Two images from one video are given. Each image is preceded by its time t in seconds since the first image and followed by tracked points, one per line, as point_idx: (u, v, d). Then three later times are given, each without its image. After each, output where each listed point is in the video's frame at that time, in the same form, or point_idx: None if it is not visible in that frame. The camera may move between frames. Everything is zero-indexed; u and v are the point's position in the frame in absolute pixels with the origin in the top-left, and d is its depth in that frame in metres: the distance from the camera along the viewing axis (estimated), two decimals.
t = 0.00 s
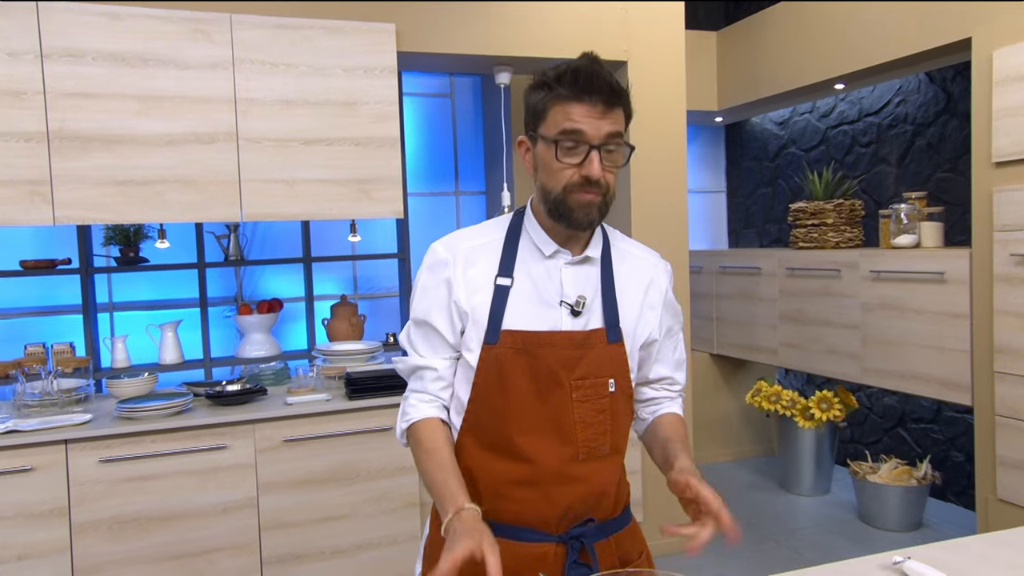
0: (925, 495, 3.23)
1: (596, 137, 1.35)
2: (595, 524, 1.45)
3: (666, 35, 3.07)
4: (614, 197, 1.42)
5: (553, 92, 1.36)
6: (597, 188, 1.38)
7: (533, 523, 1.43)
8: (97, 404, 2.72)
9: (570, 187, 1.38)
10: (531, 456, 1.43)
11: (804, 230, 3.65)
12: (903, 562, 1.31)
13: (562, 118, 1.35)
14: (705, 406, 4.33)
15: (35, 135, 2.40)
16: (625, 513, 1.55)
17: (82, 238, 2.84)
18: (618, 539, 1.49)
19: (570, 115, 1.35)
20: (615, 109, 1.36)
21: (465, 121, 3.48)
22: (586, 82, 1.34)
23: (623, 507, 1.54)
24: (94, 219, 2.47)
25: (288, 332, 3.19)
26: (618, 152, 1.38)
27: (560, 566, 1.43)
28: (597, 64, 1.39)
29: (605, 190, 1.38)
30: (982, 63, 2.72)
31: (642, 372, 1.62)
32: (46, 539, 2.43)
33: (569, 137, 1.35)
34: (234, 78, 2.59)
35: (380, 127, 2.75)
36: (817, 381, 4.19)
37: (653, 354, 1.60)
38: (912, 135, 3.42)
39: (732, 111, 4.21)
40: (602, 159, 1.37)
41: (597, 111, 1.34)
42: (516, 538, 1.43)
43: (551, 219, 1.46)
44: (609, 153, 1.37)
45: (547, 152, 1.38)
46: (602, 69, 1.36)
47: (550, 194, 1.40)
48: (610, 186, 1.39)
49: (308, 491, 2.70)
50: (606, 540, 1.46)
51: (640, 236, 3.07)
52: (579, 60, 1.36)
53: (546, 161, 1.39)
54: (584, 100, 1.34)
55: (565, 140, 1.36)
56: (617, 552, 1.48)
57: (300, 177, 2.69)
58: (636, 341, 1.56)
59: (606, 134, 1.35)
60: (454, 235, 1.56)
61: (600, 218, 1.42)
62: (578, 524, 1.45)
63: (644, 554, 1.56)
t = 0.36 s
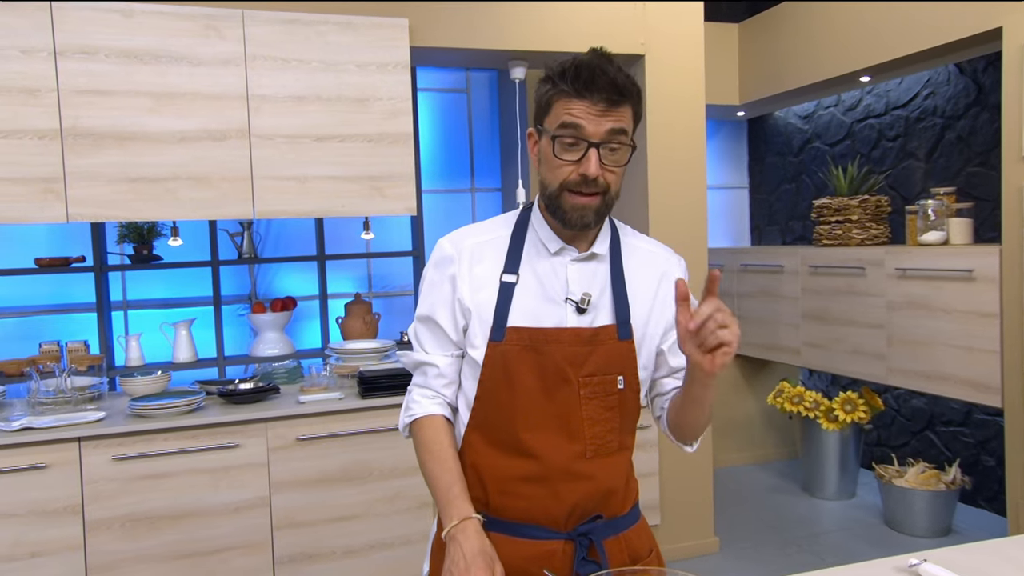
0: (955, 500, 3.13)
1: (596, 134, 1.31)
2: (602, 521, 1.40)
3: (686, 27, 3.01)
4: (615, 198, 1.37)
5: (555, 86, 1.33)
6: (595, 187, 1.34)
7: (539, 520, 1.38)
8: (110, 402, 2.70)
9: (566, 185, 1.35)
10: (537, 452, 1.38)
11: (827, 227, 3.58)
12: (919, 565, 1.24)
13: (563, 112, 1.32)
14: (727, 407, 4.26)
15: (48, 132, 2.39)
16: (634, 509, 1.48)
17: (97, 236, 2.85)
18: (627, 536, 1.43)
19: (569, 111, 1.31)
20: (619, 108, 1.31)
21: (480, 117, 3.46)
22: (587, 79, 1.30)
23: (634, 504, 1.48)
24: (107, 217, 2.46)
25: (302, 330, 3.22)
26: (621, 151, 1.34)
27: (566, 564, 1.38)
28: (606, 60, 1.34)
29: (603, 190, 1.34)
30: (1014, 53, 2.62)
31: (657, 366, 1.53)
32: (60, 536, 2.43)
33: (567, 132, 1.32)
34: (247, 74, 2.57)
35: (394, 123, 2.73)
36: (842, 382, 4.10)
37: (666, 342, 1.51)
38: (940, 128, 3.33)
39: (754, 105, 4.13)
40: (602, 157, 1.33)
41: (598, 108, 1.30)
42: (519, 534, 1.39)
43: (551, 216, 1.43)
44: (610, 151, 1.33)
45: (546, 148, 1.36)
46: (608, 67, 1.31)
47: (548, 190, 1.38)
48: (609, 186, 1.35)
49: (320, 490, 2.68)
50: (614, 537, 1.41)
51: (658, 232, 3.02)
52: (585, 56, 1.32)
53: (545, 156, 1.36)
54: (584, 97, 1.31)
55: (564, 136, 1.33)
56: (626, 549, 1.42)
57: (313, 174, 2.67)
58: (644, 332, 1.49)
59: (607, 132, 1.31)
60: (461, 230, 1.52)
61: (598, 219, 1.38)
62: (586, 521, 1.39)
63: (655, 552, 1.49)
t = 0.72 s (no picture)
0: (994, 512, 3.01)
1: (614, 149, 1.24)
2: (615, 525, 1.37)
3: (712, 23, 2.95)
4: (635, 208, 1.31)
5: (574, 97, 1.26)
6: (613, 200, 1.29)
7: (551, 524, 1.34)
8: (131, 403, 2.70)
9: (584, 197, 1.30)
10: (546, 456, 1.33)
11: (858, 229, 3.47)
12: None
13: (580, 125, 1.25)
14: (756, 414, 4.17)
15: (71, 134, 2.39)
16: (648, 514, 1.45)
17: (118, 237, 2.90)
18: (638, 541, 1.40)
19: (588, 126, 1.24)
20: (639, 121, 1.24)
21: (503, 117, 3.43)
22: (606, 93, 1.22)
23: (646, 510, 1.44)
24: (129, 218, 2.46)
25: (323, 333, 3.25)
26: (641, 164, 1.26)
27: (576, 568, 1.33)
28: (627, 68, 1.25)
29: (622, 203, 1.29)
30: None
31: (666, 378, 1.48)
32: (82, 536, 2.41)
33: (585, 146, 1.25)
34: (267, 75, 2.58)
35: (413, 123, 2.71)
36: (875, 388, 3.99)
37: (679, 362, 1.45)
38: (979, 126, 3.22)
39: (785, 103, 4.05)
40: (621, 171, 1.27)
41: (617, 122, 1.23)
42: (528, 536, 1.34)
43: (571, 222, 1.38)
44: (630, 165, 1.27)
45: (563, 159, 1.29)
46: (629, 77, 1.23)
47: (566, 200, 1.32)
48: (629, 197, 1.30)
49: (339, 493, 2.66)
50: (626, 542, 1.38)
51: (683, 234, 2.95)
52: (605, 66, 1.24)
53: (563, 166, 1.30)
54: (603, 110, 1.23)
55: (581, 149, 1.26)
56: (637, 554, 1.39)
57: (332, 175, 2.65)
58: (658, 349, 1.44)
59: (626, 147, 1.24)
60: (480, 229, 1.48)
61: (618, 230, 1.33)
62: (597, 525, 1.36)
63: (668, 558, 1.46)
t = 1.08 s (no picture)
0: None
1: (638, 137, 1.17)
2: (629, 534, 1.30)
3: (742, 21, 2.87)
4: (658, 203, 1.21)
5: (596, 87, 1.19)
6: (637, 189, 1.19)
7: (564, 532, 1.28)
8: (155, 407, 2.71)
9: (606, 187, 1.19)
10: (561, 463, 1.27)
11: (897, 231, 3.37)
12: None
13: (602, 114, 1.18)
14: (790, 424, 4.07)
15: (96, 140, 2.41)
16: (665, 521, 1.39)
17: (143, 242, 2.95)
18: (654, 551, 1.33)
19: (611, 114, 1.17)
20: (664, 109, 1.17)
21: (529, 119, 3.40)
22: (629, 79, 1.16)
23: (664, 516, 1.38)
24: (152, 223, 2.47)
25: (347, 338, 3.28)
26: (665, 155, 1.18)
27: None
28: (649, 60, 1.20)
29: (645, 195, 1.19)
30: None
31: (689, 383, 1.39)
32: (104, 539, 2.40)
33: (607, 135, 1.17)
34: (289, 79, 2.58)
35: (435, 126, 2.69)
36: (914, 397, 3.85)
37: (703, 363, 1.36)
38: None
39: (819, 103, 3.95)
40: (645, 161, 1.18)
41: (642, 110, 1.16)
42: (542, 544, 1.29)
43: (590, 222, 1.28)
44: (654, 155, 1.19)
45: (584, 152, 1.21)
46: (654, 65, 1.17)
47: (586, 195, 1.23)
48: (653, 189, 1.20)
49: (360, 499, 2.63)
50: (641, 551, 1.31)
51: (711, 237, 2.88)
52: (627, 55, 1.19)
53: (584, 159, 1.22)
54: (627, 97, 1.16)
55: (604, 139, 1.18)
56: (653, 563, 1.33)
57: (353, 179, 2.64)
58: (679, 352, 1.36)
59: (650, 135, 1.17)
60: (499, 229, 1.42)
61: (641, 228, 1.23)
62: (610, 533, 1.29)
63: (685, 566, 1.40)
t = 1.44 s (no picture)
0: None
1: (636, 148, 1.11)
2: (630, 539, 1.27)
3: (766, 18, 2.80)
4: (659, 212, 1.17)
5: (594, 97, 1.14)
6: (635, 202, 1.15)
7: (565, 537, 1.24)
8: (172, 411, 2.70)
9: (604, 198, 1.16)
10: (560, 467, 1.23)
11: (929, 234, 3.26)
12: None
13: (599, 125, 1.13)
14: (820, 432, 3.96)
15: (113, 143, 2.41)
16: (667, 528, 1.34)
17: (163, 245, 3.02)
18: (656, 556, 1.30)
19: (609, 125, 1.12)
20: (664, 120, 1.11)
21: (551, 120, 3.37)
22: (627, 91, 1.10)
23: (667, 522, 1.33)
24: (169, 226, 2.47)
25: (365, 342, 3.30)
26: (664, 165, 1.14)
27: None
28: (650, 66, 1.13)
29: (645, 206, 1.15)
30: None
31: (692, 388, 1.33)
32: (118, 543, 2.40)
33: (604, 147, 1.12)
34: (304, 82, 2.56)
35: (450, 128, 2.66)
36: (950, 406, 3.73)
37: (705, 368, 1.30)
38: None
39: (850, 101, 3.85)
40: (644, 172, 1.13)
41: (639, 121, 1.11)
42: (544, 549, 1.24)
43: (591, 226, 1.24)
44: (654, 165, 1.14)
45: (583, 162, 1.17)
46: (653, 74, 1.11)
47: (586, 204, 1.19)
48: (653, 200, 1.15)
49: (374, 505, 2.60)
50: (643, 556, 1.28)
51: (734, 239, 2.81)
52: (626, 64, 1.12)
53: (583, 168, 1.17)
54: (625, 109, 1.11)
55: (602, 150, 1.14)
56: (654, 570, 1.28)
57: (369, 182, 2.62)
58: (681, 357, 1.30)
59: (649, 146, 1.11)
60: (502, 232, 1.37)
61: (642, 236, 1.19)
62: (611, 539, 1.26)
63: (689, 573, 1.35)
